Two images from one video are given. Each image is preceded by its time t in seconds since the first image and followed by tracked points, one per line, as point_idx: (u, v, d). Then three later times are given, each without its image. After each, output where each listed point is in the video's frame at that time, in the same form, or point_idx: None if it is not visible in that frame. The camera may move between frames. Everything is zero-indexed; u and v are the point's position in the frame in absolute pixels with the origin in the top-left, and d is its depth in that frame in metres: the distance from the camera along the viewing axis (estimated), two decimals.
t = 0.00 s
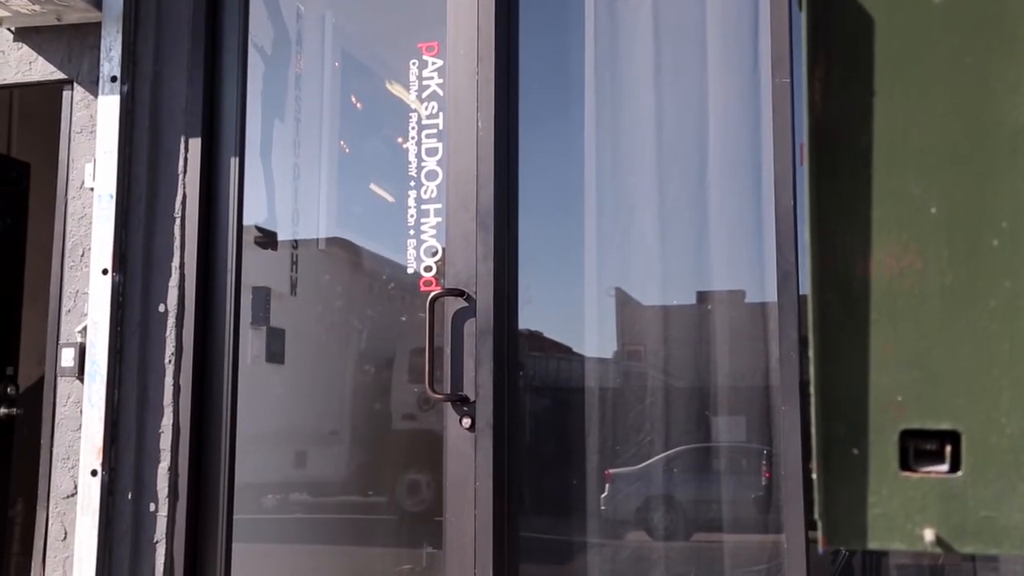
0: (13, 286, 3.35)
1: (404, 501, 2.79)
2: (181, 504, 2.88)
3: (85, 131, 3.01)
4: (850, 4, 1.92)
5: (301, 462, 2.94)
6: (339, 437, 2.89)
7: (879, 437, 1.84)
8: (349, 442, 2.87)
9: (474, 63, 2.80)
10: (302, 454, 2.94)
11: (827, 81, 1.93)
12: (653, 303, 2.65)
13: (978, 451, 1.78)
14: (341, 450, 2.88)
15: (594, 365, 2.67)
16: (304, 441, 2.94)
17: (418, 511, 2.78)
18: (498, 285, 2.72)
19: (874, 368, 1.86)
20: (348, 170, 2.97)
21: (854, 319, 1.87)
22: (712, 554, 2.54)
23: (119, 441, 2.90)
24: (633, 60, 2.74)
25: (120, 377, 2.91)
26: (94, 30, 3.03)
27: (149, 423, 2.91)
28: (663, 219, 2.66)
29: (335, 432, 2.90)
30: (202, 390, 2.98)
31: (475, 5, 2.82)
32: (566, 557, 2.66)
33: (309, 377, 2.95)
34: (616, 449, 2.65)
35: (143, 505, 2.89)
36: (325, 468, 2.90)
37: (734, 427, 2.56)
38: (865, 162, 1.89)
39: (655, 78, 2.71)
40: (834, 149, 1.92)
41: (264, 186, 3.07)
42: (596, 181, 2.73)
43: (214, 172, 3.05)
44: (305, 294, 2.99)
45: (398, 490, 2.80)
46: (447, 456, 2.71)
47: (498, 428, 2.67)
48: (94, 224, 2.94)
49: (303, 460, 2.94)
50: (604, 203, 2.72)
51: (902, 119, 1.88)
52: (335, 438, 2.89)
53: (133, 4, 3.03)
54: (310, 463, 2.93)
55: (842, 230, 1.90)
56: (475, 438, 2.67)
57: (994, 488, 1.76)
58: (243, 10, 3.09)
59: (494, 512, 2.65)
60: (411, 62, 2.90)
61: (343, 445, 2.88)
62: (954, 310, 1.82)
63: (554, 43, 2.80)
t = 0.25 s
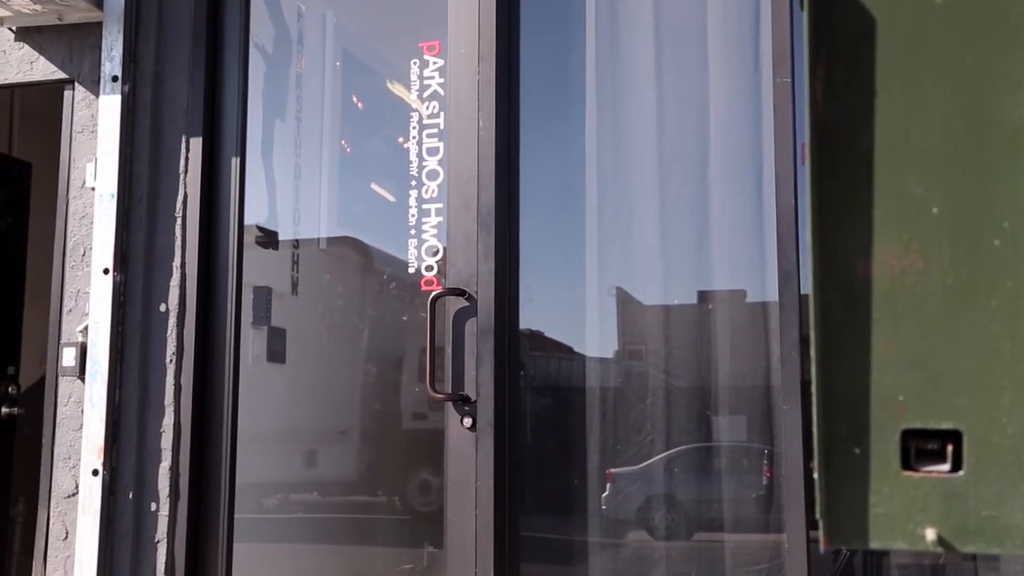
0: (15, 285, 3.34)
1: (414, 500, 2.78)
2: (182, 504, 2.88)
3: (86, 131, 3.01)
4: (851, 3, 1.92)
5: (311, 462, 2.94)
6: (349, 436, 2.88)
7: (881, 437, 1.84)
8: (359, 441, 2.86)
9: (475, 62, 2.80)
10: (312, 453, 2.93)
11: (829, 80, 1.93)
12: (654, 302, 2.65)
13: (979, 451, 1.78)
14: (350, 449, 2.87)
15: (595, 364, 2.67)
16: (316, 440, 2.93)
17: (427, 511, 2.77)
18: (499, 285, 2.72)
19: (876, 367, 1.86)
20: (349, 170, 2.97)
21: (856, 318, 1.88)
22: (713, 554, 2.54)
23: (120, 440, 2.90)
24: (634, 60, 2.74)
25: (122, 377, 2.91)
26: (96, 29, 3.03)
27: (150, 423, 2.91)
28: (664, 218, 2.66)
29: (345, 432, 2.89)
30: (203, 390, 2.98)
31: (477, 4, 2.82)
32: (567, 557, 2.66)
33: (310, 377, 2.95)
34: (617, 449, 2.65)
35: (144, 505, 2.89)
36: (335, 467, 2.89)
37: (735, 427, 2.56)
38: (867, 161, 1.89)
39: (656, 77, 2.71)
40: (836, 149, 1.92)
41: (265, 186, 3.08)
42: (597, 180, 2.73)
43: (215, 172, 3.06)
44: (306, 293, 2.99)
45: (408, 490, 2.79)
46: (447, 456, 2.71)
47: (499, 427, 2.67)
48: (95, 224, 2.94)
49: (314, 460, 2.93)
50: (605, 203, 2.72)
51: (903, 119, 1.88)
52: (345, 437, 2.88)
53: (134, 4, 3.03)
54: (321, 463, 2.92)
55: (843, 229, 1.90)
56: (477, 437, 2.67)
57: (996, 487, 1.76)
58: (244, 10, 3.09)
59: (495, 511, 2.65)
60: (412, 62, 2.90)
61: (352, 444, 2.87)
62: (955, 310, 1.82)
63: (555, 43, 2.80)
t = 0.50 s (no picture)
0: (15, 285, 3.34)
1: (423, 501, 2.77)
2: (182, 504, 2.88)
3: (86, 130, 3.01)
4: (851, 3, 1.92)
5: (320, 462, 2.93)
6: (359, 436, 2.87)
7: (881, 436, 1.84)
8: (369, 441, 2.85)
9: (475, 62, 2.80)
10: (321, 453, 2.92)
11: (829, 80, 1.93)
12: (654, 302, 2.65)
13: (979, 450, 1.78)
14: (360, 449, 2.86)
15: (595, 364, 2.67)
16: (322, 440, 2.92)
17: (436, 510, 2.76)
18: (499, 284, 2.72)
19: (876, 367, 1.86)
20: (349, 169, 2.97)
21: (856, 318, 1.88)
22: (713, 553, 2.54)
23: (121, 440, 2.90)
24: (634, 59, 2.74)
25: (122, 376, 2.91)
26: (96, 29, 3.03)
27: (150, 423, 2.91)
28: (664, 218, 2.66)
29: (355, 431, 2.87)
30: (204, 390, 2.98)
31: (477, 4, 2.81)
32: (567, 557, 2.66)
33: (310, 377, 2.96)
34: (618, 448, 2.65)
35: (144, 505, 2.89)
36: (345, 467, 2.88)
37: (735, 427, 2.56)
38: (867, 161, 1.89)
39: (657, 77, 2.71)
40: (836, 148, 1.92)
41: (266, 185, 3.08)
42: (597, 180, 2.73)
43: (216, 172, 3.05)
44: (307, 293, 2.99)
45: (417, 490, 2.78)
46: (447, 456, 2.71)
47: (499, 427, 2.67)
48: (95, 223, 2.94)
49: (323, 460, 2.92)
50: (605, 202, 2.72)
51: (904, 119, 1.88)
52: (355, 437, 2.87)
53: (134, 4, 3.03)
54: (330, 463, 2.91)
55: (843, 229, 1.90)
56: (477, 437, 2.67)
57: (996, 487, 1.76)
58: (244, 9, 3.09)
59: (495, 511, 2.65)
60: (412, 62, 2.90)
61: (363, 444, 2.86)
62: (955, 310, 1.82)
63: (555, 43, 2.80)
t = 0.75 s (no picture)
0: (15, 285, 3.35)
1: (431, 500, 2.76)
2: (182, 504, 2.88)
3: (86, 130, 3.01)
4: (851, 3, 1.92)
5: (330, 461, 2.91)
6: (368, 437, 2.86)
7: (881, 436, 1.84)
8: (379, 442, 2.84)
9: (475, 62, 2.80)
10: (331, 453, 2.91)
11: (829, 80, 1.93)
12: (654, 302, 2.65)
13: (979, 450, 1.78)
14: (371, 449, 2.84)
15: (595, 364, 2.67)
16: (325, 441, 2.92)
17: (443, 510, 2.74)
18: (499, 284, 2.72)
19: (876, 367, 1.86)
20: (349, 169, 2.97)
21: (855, 318, 1.88)
22: (713, 553, 2.54)
23: (121, 440, 2.90)
24: (634, 59, 2.73)
25: (122, 376, 2.91)
26: (96, 29, 3.03)
27: (150, 423, 2.91)
28: (664, 218, 2.66)
29: (365, 431, 2.86)
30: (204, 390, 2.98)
31: (477, 4, 2.81)
32: (567, 556, 2.66)
33: (310, 377, 2.96)
34: (618, 448, 2.65)
35: (144, 505, 2.89)
36: (353, 467, 2.87)
37: (735, 427, 2.56)
38: (867, 162, 1.89)
39: (657, 77, 2.71)
40: (836, 148, 1.92)
41: (266, 185, 3.08)
42: (597, 180, 2.73)
43: (216, 171, 3.06)
44: (307, 293, 3.00)
45: (422, 490, 2.77)
46: (448, 456, 2.71)
47: (499, 426, 2.67)
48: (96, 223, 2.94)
49: (333, 459, 2.91)
50: (605, 202, 2.72)
51: (904, 119, 1.88)
52: (365, 437, 2.86)
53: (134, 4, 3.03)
54: (340, 462, 2.89)
55: (843, 229, 1.90)
56: (477, 436, 2.67)
57: (996, 487, 1.76)
58: (244, 9, 3.09)
59: (495, 511, 2.65)
60: (412, 61, 2.90)
61: (372, 444, 2.84)
62: (955, 310, 1.82)
63: (556, 43, 2.80)
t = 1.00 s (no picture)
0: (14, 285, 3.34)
1: (438, 498, 2.75)
2: (182, 503, 2.88)
3: (86, 130, 3.01)
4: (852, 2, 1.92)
5: (337, 461, 2.90)
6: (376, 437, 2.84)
7: (882, 436, 1.84)
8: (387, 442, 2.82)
9: (476, 62, 2.80)
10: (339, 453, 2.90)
11: (830, 80, 1.93)
12: (654, 301, 2.65)
13: (978, 450, 1.79)
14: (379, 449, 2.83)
15: (596, 363, 2.67)
16: (324, 440, 2.92)
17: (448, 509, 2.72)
18: (499, 284, 2.72)
19: (876, 367, 1.86)
20: (349, 169, 2.97)
21: (856, 318, 1.88)
22: (713, 553, 2.54)
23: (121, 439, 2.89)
24: (634, 59, 2.73)
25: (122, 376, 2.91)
26: (96, 28, 3.03)
27: (150, 423, 2.91)
28: (664, 217, 2.66)
29: (372, 431, 2.85)
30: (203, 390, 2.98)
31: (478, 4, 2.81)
32: (567, 556, 2.66)
33: (310, 377, 2.96)
34: (618, 448, 2.65)
35: (144, 504, 2.89)
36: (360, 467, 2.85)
37: (735, 427, 2.56)
38: (867, 161, 1.89)
39: (657, 77, 2.71)
40: (837, 147, 1.92)
41: (266, 185, 3.08)
42: (597, 179, 2.73)
43: (216, 171, 3.06)
44: (307, 293, 2.99)
45: (422, 491, 2.76)
46: (448, 455, 2.71)
47: (499, 426, 2.67)
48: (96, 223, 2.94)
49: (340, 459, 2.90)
50: (605, 202, 2.72)
51: (904, 119, 1.88)
52: (372, 437, 2.85)
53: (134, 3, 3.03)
54: (347, 462, 2.88)
55: (843, 229, 1.90)
56: (477, 436, 2.67)
57: (996, 487, 1.77)
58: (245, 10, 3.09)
59: (495, 510, 2.65)
60: (412, 61, 2.90)
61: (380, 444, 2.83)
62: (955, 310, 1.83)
63: (556, 43, 2.80)
